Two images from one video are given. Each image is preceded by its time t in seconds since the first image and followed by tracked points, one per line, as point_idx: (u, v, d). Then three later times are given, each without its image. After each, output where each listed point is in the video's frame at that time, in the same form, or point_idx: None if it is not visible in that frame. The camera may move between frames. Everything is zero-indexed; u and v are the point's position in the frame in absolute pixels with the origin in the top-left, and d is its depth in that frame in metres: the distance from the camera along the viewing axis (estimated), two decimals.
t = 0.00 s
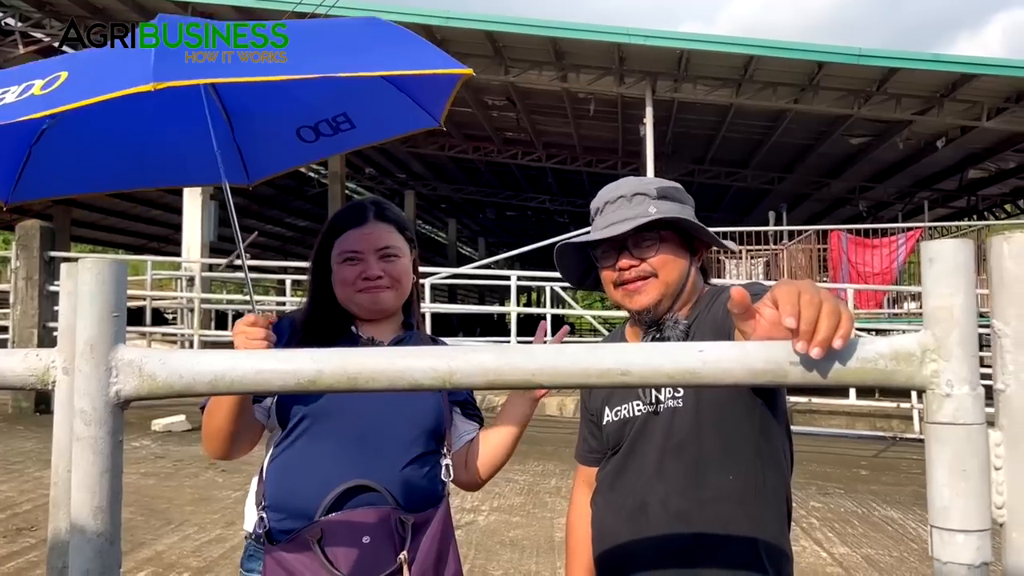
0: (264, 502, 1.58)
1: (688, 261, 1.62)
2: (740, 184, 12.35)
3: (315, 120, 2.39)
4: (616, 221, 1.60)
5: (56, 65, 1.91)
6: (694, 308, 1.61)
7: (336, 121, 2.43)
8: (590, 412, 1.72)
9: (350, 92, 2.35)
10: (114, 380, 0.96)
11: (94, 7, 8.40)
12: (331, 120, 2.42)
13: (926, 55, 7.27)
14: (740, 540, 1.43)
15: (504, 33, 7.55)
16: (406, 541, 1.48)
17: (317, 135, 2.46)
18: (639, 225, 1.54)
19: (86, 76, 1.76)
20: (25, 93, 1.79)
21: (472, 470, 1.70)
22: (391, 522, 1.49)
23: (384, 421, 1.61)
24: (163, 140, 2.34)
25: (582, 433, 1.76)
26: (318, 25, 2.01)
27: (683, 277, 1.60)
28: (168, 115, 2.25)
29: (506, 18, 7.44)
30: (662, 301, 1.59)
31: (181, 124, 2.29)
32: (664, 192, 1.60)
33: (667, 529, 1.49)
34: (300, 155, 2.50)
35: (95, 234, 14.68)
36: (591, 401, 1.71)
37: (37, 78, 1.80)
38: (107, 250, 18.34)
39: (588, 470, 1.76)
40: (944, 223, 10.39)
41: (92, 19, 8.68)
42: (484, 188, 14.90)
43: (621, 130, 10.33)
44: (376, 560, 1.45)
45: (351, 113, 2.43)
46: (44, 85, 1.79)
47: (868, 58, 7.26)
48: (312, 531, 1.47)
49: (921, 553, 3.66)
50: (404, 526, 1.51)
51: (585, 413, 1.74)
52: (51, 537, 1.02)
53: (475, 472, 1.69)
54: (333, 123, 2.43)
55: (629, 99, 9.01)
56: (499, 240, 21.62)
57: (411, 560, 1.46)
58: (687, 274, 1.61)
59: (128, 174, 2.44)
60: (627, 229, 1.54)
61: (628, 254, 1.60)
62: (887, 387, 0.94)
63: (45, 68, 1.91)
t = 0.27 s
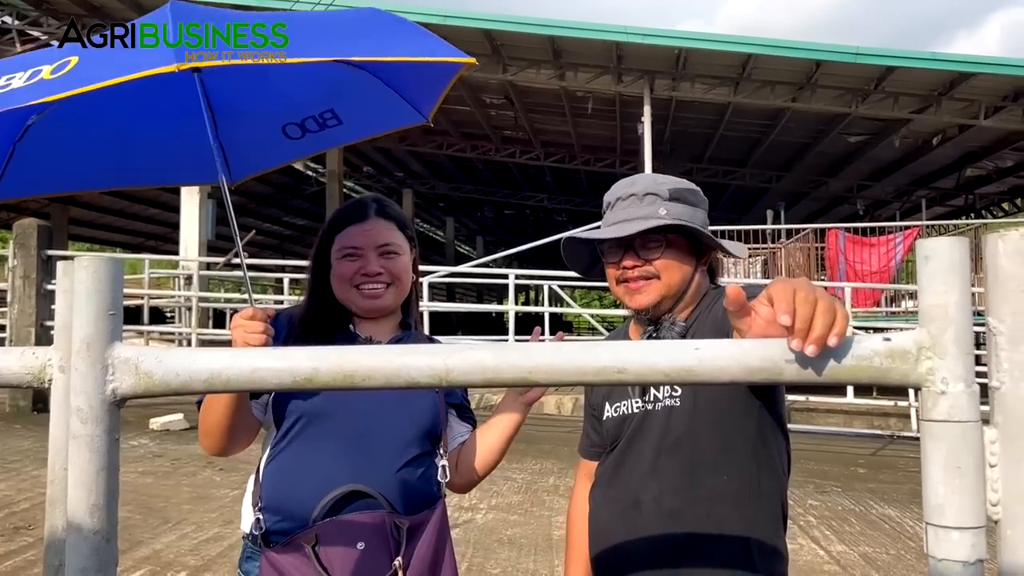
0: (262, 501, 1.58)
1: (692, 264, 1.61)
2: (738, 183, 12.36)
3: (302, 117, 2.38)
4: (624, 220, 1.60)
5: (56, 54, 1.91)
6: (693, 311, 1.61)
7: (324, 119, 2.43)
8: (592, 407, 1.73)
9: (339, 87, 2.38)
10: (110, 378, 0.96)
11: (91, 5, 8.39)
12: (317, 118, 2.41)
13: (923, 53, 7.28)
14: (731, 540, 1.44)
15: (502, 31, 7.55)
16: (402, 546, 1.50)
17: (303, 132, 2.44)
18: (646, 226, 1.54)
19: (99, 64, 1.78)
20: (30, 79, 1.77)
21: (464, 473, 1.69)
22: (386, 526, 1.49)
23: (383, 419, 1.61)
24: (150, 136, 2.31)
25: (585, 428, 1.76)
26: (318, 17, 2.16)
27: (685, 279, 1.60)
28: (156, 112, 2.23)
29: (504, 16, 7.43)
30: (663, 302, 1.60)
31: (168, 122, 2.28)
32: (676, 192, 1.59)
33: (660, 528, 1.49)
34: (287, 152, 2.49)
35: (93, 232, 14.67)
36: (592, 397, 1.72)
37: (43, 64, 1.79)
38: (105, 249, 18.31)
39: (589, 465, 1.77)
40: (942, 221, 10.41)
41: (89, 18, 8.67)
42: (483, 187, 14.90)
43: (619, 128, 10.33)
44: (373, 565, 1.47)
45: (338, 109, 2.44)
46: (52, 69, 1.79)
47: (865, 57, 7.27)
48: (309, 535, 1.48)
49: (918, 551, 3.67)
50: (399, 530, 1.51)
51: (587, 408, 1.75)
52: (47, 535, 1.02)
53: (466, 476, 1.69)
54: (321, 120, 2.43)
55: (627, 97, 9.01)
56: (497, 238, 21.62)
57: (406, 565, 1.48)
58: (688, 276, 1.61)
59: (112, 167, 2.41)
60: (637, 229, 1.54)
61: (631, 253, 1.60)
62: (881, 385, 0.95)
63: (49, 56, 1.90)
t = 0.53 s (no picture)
0: (263, 501, 1.58)
1: (698, 268, 1.61)
2: (736, 182, 12.37)
3: (295, 129, 2.39)
4: (632, 223, 1.60)
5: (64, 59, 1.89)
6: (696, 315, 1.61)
7: (316, 131, 2.47)
8: (595, 405, 1.73)
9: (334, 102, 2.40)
10: (110, 378, 0.96)
11: (89, 4, 8.38)
12: (310, 130, 2.44)
13: (921, 53, 7.28)
14: (727, 541, 1.44)
15: (500, 30, 7.54)
16: (403, 543, 1.51)
17: (296, 144, 2.46)
18: (655, 231, 1.53)
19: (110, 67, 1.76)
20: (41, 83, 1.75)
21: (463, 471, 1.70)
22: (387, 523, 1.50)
23: (383, 419, 1.61)
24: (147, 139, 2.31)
25: (587, 426, 1.76)
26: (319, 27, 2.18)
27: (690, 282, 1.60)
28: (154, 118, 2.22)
29: (502, 15, 7.43)
30: (667, 305, 1.60)
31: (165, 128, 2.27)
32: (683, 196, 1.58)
33: (657, 528, 1.50)
34: (279, 163, 2.49)
35: (91, 231, 14.65)
36: (595, 395, 1.72)
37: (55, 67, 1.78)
38: (103, 248, 18.28)
39: (590, 463, 1.77)
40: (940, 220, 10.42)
41: (87, 16, 8.66)
42: (481, 186, 14.90)
43: (617, 127, 10.32)
44: (374, 561, 1.48)
45: (331, 122, 2.48)
46: (64, 74, 1.78)
47: (863, 56, 7.28)
48: (310, 532, 1.48)
49: (916, 550, 3.68)
50: (400, 527, 1.52)
51: (590, 407, 1.75)
52: (47, 535, 1.02)
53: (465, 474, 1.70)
54: (313, 132, 2.46)
55: (625, 96, 9.01)
56: (496, 237, 21.62)
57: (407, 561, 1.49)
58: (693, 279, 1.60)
59: (109, 172, 2.40)
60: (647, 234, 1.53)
61: (639, 257, 1.59)
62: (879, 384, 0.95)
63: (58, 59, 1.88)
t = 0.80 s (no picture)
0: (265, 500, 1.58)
1: (701, 266, 1.61)
2: (735, 181, 12.38)
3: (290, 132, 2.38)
4: (642, 217, 1.60)
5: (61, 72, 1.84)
6: (695, 313, 1.61)
7: (312, 133, 2.47)
8: (592, 403, 1.72)
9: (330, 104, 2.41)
10: (109, 376, 0.96)
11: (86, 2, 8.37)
12: (306, 131, 2.44)
13: (919, 52, 7.28)
14: (726, 538, 1.44)
15: (499, 29, 7.53)
16: (406, 540, 1.51)
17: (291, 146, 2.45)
18: (665, 226, 1.53)
19: (109, 79, 1.73)
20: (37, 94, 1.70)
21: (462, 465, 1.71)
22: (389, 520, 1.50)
23: (382, 417, 1.61)
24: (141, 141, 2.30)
25: (584, 424, 1.76)
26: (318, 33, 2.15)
27: (693, 280, 1.60)
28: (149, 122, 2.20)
29: (501, 14, 7.42)
30: (672, 302, 1.60)
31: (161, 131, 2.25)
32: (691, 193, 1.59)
33: (657, 526, 1.50)
34: (272, 167, 2.46)
35: (89, 230, 14.64)
36: (592, 394, 1.71)
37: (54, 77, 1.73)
38: (102, 247, 18.25)
39: (588, 462, 1.77)
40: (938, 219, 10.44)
41: (85, 15, 8.65)
42: (479, 185, 14.89)
43: (616, 126, 10.32)
44: (378, 560, 1.48)
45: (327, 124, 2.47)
46: (61, 87, 1.74)
47: (861, 55, 7.29)
48: (313, 531, 1.48)
49: (914, 549, 3.68)
50: (403, 524, 1.52)
51: (588, 405, 1.74)
52: (46, 534, 1.02)
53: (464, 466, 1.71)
54: (309, 134, 2.46)
55: (624, 95, 9.01)
56: (494, 236, 21.62)
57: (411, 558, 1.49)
58: (696, 277, 1.60)
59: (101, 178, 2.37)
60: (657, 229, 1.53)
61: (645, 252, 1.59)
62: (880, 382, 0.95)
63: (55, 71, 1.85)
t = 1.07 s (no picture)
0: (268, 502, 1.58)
1: (694, 262, 1.61)
2: (733, 180, 12.39)
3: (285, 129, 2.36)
4: (629, 216, 1.59)
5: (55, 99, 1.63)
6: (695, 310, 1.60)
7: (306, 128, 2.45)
8: (590, 405, 1.71)
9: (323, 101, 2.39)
10: (108, 374, 0.96)
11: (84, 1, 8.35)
12: (301, 127, 2.41)
13: (918, 51, 7.28)
14: (738, 536, 1.44)
15: (498, 28, 7.53)
16: (411, 539, 1.51)
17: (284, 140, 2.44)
18: (655, 223, 1.53)
19: (117, 110, 1.58)
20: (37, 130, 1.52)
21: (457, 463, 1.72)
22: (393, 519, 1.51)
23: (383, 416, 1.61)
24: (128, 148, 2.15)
25: (582, 426, 1.75)
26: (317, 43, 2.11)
27: (688, 277, 1.60)
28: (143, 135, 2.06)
29: (500, 12, 7.41)
30: (669, 300, 1.59)
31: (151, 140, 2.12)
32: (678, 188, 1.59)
33: (668, 526, 1.49)
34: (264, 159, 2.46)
35: (87, 229, 14.62)
36: (591, 395, 1.70)
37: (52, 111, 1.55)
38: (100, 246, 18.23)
39: (587, 463, 1.76)
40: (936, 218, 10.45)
41: (83, 14, 8.64)
42: (478, 184, 14.89)
43: (615, 125, 10.32)
44: (383, 559, 1.48)
45: (322, 119, 2.44)
46: (62, 120, 1.54)
47: (860, 54, 7.29)
48: (318, 531, 1.47)
49: (913, 547, 3.68)
50: (406, 523, 1.53)
51: (585, 406, 1.73)
52: (45, 532, 1.01)
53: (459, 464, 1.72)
54: (303, 129, 2.44)
55: (623, 94, 9.02)
56: (493, 235, 21.61)
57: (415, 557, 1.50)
58: (691, 274, 1.60)
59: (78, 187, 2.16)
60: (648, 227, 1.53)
61: (638, 252, 1.59)
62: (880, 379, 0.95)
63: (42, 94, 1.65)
